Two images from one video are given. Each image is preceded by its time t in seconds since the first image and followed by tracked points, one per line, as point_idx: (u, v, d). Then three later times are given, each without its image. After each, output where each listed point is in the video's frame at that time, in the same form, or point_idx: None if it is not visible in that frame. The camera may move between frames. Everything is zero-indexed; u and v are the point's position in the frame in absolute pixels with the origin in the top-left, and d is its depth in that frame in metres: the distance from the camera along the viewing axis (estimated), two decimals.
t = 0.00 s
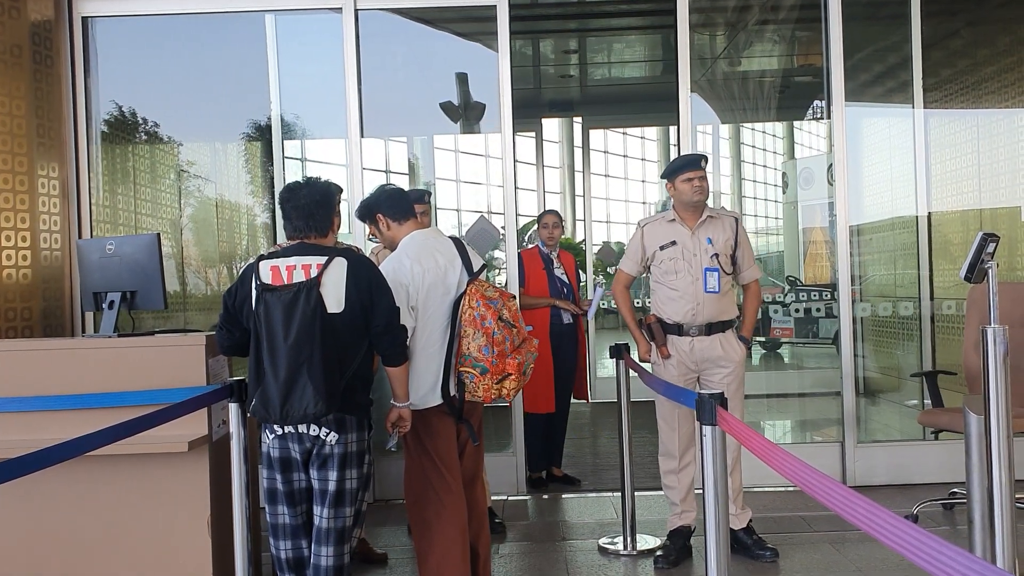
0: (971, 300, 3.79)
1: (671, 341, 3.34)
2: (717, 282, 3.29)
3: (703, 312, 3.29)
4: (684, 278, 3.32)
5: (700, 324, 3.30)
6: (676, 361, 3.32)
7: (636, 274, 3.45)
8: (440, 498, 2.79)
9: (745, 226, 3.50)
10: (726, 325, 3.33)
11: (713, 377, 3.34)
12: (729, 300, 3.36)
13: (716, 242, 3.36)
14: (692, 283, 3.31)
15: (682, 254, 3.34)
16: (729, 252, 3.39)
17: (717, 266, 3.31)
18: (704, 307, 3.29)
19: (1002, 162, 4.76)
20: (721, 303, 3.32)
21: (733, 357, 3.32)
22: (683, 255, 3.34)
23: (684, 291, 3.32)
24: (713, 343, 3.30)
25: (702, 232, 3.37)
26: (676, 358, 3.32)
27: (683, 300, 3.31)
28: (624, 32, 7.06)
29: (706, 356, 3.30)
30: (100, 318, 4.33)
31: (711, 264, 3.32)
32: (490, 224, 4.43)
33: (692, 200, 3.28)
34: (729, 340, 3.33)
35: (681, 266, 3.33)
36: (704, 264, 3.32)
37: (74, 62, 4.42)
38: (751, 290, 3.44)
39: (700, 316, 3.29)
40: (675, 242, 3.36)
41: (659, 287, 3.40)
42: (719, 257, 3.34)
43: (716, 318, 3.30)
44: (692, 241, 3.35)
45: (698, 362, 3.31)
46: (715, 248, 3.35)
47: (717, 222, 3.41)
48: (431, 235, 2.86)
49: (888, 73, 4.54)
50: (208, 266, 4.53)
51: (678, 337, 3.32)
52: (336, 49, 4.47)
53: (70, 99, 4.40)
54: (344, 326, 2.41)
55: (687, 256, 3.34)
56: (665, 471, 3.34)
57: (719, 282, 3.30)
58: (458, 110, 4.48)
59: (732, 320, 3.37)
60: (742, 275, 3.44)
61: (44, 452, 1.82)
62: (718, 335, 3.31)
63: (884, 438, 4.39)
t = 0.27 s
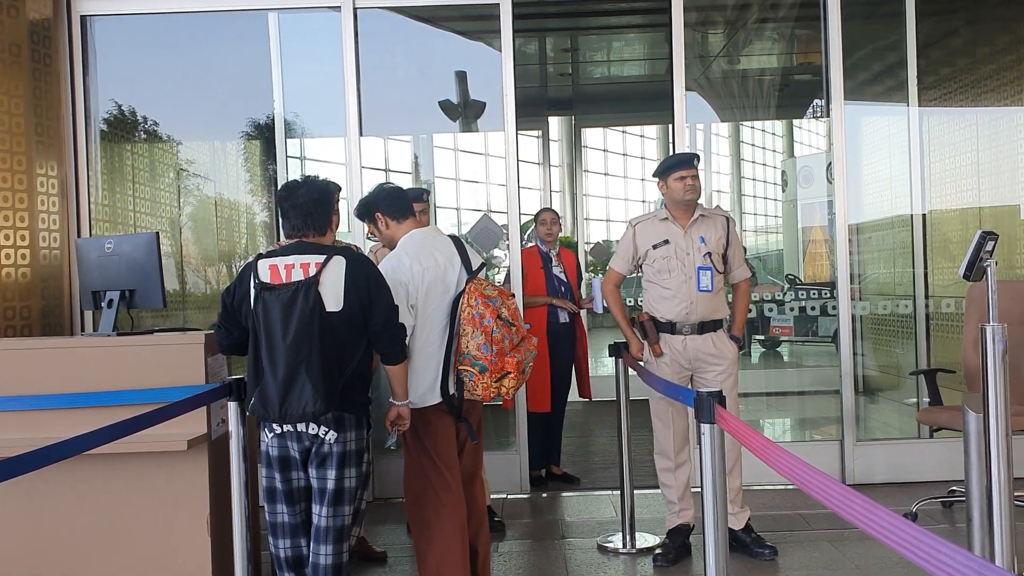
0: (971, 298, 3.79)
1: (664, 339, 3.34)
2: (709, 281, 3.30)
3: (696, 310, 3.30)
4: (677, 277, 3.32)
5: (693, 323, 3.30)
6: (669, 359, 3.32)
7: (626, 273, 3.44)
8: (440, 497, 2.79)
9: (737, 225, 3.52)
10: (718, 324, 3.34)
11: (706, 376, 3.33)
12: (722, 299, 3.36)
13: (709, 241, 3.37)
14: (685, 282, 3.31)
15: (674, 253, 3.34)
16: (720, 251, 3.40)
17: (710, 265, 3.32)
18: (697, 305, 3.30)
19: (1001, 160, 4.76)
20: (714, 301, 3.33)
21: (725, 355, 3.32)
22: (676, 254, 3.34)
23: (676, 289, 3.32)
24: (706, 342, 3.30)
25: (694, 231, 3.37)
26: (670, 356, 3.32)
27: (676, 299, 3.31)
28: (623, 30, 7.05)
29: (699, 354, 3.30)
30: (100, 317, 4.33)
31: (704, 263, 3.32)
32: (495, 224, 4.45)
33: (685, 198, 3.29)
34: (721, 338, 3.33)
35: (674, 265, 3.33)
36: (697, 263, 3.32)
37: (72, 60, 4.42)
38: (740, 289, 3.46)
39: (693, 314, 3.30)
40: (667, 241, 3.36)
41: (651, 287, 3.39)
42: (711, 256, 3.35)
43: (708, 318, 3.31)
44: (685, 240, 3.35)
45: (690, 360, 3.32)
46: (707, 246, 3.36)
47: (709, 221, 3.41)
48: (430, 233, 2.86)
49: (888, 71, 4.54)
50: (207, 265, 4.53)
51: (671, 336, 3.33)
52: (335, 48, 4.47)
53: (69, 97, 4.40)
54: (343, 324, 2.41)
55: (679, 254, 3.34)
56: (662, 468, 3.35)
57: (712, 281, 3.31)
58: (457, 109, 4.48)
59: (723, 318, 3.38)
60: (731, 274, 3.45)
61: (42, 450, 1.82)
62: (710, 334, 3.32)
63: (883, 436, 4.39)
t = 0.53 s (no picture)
0: (970, 297, 3.79)
1: (660, 339, 3.34)
2: (704, 280, 3.30)
3: (692, 309, 3.30)
4: (672, 277, 3.32)
5: (688, 322, 3.30)
6: (665, 358, 3.33)
7: (618, 273, 3.45)
8: (439, 496, 2.79)
9: (728, 223, 3.53)
10: (712, 323, 3.34)
11: (703, 375, 3.34)
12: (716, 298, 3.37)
13: (702, 240, 3.37)
14: (680, 281, 3.31)
15: (669, 252, 3.35)
16: (714, 250, 3.40)
17: (704, 264, 3.32)
18: (692, 305, 3.30)
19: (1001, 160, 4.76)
20: (708, 300, 3.33)
21: (721, 353, 3.33)
22: (670, 253, 3.34)
23: (672, 289, 3.32)
24: (701, 340, 3.31)
25: (687, 231, 3.37)
26: (666, 355, 3.33)
27: (671, 298, 3.31)
28: (622, 29, 7.05)
29: (695, 353, 3.31)
30: (99, 317, 4.33)
31: (698, 262, 3.33)
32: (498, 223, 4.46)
33: (676, 198, 3.29)
34: (716, 338, 3.33)
35: (669, 264, 3.33)
36: (691, 263, 3.32)
37: (71, 60, 4.42)
38: (732, 288, 3.45)
39: (689, 314, 3.30)
40: (661, 241, 3.36)
41: (646, 286, 3.40)
42: (705, 255, 3.35)
43: (703, 317, 3.31)
44: (679, 240, 3.36)
45: (686, 360, 3.32)
46: (701, 246, 3.36)
47: (701, 220, 3.42)
48: (429, 233, 2.86)
49: (887, 70, 4.54)
50: (207, 264, 4.53)
51: (666, 335, 3.33)
52: (334, 47, 4.47)
53: (68, 97, 4.40)
54: (343, 324, 2.41)
55: (674, 254, 3.34)
56: (660, 467, 3.35)
57: (707, 280, 3.31)
58: (456, 108, 4.47)
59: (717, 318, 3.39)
60: (723, 273, 3.46)
61: (44, 450, 1.83)
62: (706, 332, 3.32)
63: (882, 435, 4.39)
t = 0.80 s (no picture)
0: (970, 296, 3.79)
1: (661, 338, 3.33)
2: (704, 278, 3.31)
3: (693, 308, 3.30)
4: (673, 276, 3.32)
5: (690, 321, 3.31)
6: (666, 358, 3.32)
7: (615, 273, 3.44)
8: (439, 495, 2.79)
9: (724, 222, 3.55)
10: (712, 320, 3.36)
11: (705, 372, 3.35)
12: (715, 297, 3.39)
13: (700, 239, 3.38)
14: (681, 280, 3.31)
15: (668, 252, 3.34)
16: (711, 248, 3.42)
17: (704, 263, 3.33)
18: (693, 303, 3.30)
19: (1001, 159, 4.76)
20: (708, 299, 3.34)
21: (721, 350, 3.35)
22: (669, 253, 3.34)
23: (673, 289, 3.31)
24: (702, 339, 3.32)
25: (686, 230, 3.39)
26: (667, 354, 3.32)
27: (672, 297, 3.31)
28: (621, 28, 7.05)
29: (696, 351, 3.32)
30: (99, 316, 4.33)
31: (698, 261, 3.34)
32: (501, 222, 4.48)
33: (671, 198, 3.30)
34: (716, 335, 3.35)
35: (669, 264, 3.33)
36: (691, 261, 3.33)
37: (71, 59, 4.41)
38: (728, 285, 3.49)
39: (690, 313, 3.30)
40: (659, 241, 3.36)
41: (645, 286, 3.39)
42: (704, 254, 3.36)
43: (704, 315, 3.33)
44: (677, 239, 3.36)
45: (688, 358, 3.33)
46: (699, 244, 3.37)
47: (698, 219, 3.44)
48: (429, 232, 2.86)
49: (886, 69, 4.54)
50: (206, 263, 4.53)
51: (667, 334, 3.32)
52: (334, 46, 4.46)
53: (67, 96, 4.39)
54: (343, 322, 2.41)
55: (673, 253, 3.34)
56: (660, 465, 3.34)
57: (706, 278, 3.33)
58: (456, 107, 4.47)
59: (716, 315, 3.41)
60: (720, 272, 3.48)
61: (47, 448, 1.84)
62: (706, 330, 3.34)
63: (882, 433, 4.40)
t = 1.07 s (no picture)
0: (970, 295, 3.79)
1: (666, 337, 3.33)
2: (710, 277, 3.32)
3: (699, 307, 3.30)
4: (678, 275, 3.33)
5: (696, 319, 3.31)
6: (672, 357, 3.33)
7: (620, 271, 3.42)
8: (440, 494, 2.79)
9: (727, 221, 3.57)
10: (718, 319, 3.36)
11: (709, 371, 3.35)
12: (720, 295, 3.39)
13: (704, 237, 3.39)
14: (686, 278, 3.31)
15: (673, 250, 3.35)
16: (716, 246, 3.43)
17: (709, 261, 3.34)
18: (699, 302, 3.31)
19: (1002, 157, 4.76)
20: (714, 297, 3.34)
21: (726, 349, 3.34)
22: (674, 251, 3.35)
23: (678, 287, 3.32)
24: (707, 337, 3.31)
25: (691, 228, 3.39)
26: (673, 354, 3.32)
27: (678, 296, 3.32)
28: (621, 27, 7.04)
29: (702, 350, 3.31)
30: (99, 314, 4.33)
31: (702, 259, 3.34)
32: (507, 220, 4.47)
33: (676, 196, 3.31)
34: (721, 334, 3.35)
35: (674, 262, 3.34)
36: (696, 260, 3.34)
37: (71, 58, 4.41)
38: (731, 284, 3.50)
39: (695, 312, 3.31)
40: (662, 241, 3.36)
41: (650, 285, 3.40)
42: (709, 252, 3.37)
43: (709, 314, 3.33)
44: (683, 237, 3.36)
45: (693, 357, 3.33)
46: (704, 242, 3.38)
47: (703, 217, 3.45)
48: (429, 230, 2.86)
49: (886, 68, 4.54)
50: (206, 262, 4.53)
51: (673, 333, 3.32)
52: (334, 44, 4.46)
53: (68, 95, 4.39)
54: (344, 321, 2.41)
55: (678, 251, 3.35)
56: (663, 464, 3.34)
57: (711, 277, 3.33)
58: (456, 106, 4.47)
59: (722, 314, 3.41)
60: (724, 270, 3.49)
61: (50, 446, 1.84)
62: (711, 329, 3.33)
63: (882, 432, 4.40)
